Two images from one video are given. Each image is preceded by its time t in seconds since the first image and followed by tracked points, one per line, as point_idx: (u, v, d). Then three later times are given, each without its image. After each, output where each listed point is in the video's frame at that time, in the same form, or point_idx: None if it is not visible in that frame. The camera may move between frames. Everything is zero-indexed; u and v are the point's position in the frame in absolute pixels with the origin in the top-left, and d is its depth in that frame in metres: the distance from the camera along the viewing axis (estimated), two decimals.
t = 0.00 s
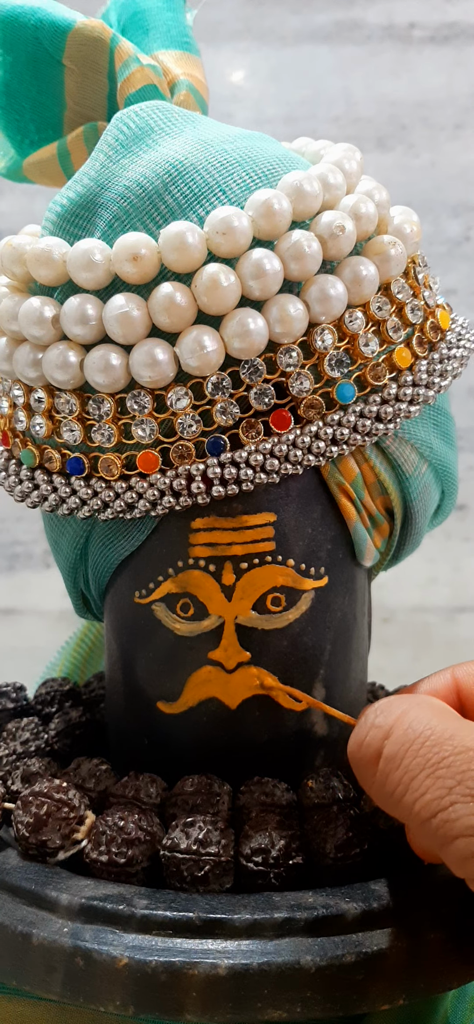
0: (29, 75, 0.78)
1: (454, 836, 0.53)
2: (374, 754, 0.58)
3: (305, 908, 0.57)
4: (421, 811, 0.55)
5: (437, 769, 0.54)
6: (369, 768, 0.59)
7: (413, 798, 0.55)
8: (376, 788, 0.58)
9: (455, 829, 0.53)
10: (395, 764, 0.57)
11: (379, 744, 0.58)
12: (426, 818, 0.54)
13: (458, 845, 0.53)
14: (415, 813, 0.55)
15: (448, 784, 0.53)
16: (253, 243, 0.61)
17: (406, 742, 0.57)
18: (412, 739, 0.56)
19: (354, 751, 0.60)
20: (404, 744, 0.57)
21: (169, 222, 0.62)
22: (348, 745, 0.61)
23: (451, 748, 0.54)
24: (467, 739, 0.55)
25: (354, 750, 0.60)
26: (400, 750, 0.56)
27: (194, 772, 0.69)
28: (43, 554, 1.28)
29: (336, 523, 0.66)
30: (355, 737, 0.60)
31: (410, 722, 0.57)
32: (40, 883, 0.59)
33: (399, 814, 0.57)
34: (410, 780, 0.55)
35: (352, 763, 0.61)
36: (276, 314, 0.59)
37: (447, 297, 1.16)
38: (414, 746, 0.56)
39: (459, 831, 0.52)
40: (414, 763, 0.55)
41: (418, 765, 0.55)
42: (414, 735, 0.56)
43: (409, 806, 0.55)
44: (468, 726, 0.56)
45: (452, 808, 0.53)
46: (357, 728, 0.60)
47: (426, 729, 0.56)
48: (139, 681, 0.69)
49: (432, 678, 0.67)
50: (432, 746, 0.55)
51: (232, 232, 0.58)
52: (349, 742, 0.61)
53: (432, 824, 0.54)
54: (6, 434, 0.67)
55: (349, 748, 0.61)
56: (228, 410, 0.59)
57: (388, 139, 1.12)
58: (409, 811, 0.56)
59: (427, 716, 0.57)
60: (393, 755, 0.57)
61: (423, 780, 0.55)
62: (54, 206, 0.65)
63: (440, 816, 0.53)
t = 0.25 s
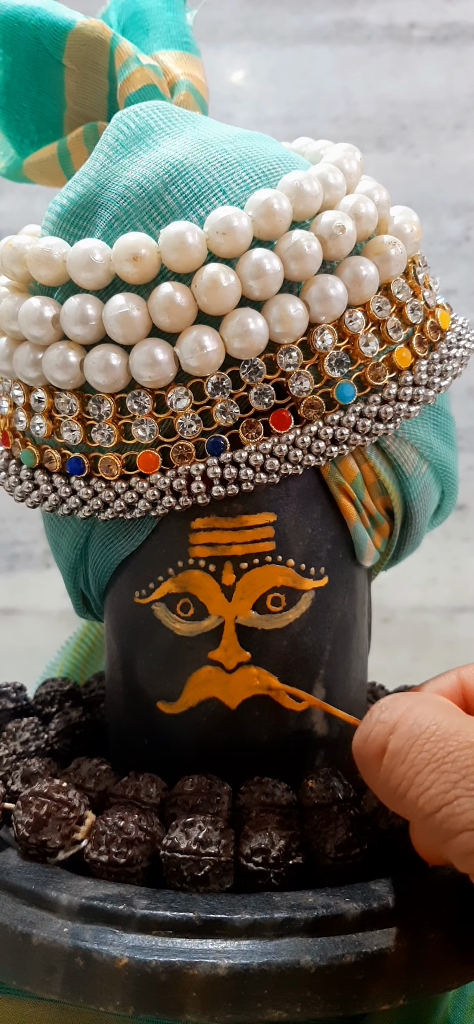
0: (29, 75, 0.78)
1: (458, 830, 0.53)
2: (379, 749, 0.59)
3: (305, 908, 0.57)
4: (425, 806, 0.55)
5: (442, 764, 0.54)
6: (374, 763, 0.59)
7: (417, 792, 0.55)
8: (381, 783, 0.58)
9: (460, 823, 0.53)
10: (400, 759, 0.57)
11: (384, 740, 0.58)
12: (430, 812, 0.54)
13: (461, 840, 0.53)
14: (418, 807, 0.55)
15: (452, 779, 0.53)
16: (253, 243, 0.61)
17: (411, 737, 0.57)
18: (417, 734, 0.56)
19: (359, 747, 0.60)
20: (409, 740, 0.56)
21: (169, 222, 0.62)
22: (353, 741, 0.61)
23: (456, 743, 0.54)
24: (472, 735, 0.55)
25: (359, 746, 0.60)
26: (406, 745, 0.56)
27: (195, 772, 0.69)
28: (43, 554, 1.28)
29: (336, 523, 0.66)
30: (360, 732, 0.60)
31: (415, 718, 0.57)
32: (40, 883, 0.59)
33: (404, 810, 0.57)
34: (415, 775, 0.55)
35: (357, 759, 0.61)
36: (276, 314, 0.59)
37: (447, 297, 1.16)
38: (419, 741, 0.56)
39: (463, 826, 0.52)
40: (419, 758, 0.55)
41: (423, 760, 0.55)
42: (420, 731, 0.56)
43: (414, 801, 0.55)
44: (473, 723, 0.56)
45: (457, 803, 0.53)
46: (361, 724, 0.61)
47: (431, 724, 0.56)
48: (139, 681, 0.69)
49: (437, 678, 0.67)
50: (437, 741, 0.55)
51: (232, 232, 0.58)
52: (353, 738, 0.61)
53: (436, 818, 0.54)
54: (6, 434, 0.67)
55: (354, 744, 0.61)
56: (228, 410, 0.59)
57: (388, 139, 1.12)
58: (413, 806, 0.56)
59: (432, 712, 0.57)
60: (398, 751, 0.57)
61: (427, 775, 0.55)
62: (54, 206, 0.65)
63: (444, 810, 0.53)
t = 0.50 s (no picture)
0: (29, 75, 0.78)
1: (460, 826, 0.53)
2: (379, 745, 0.58)
3: (305, 908, 0.57)
4: (427, 802, 0.55)
5: (444, 761, 0.54)
6: (375, 758, 0.59)
7: (418, 789, 0.55)
8: (381, 778, 0.58)
9: (463, 820, 0.53)
10: (401, 755, 0.56)
11: (385, 736, 0.58)
12: (432, 809, 0.54)
13: (464, 836, 0.53)
14: (420, 803, 0.55)
15: (454, 775, 0.53)
16: (253, 243, 0.61)
17: (411, 734, 0.56)
18: (418, 731, 0.56)
19: (360, 742, 0.60)
20: (410, 736, 0.56)
21: (169, 222, 0.62)
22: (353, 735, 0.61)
23: (457, 740, 0.54)
24: None
25: (360, 741, 0.60)
26: (407, 741, 0.56)
27: (194, 772, 0.69)
28: (43, 554, 1.28)
29: (336, 523, 0.66)
30: (360, 728, 0.60)
31: (416, 714, 0.57)
32: (40, 883, 0.59)
33: (405, 806, 0.57)
34: (416, 771, 0.55)
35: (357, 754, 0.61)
36: (276, 314, 0.59)
37: (447, 297, 1.16)
38: (420, 738, 0.56)
39: (466, 822, 0.53)
40: (420, 755, 0.55)
41: (424, 757, 0.55)
42: (420, 727, 0.56)
43: (415, 798, 0.55)
44: None
45: (459, 799, 0.53)
46: (362, 720, 0.60)
47: (432, 720, 0.56)
48: (139, 681, 0.69)
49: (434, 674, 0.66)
50: (439, 738, 0.55)
51: (232, 232, 0.58)
52: (354, 733, 0.61)
53: (438, 815, 0.54)
54: (6, 434, 0.67)
55: (354, 739, 0.61)
56: (228, 410, 0.59)
57: (388, 139, 1.12)
58: (415, 802, 0.56)
59: (433, 709, 0.57)
60: (399, 747, 0.57)
61: (429, 771, 0.55)
62: (54, 206, 0.65)
63: (446, 807, 0.53)
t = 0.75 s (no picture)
0: (29, 75, 0.78)
1: (455, 826, 0.53)
2: (374, 745, 0.58)
3: (305, 909, 0.57)
4: (422, 802, 0.54)
5: (439, 760, 0.54)
6: (368, 758, 0.59)
7: (413, 789, 0.55)
8: (375, 779, 0.58)
9: (457, 820, 0.52)
10: (395, 754, 0.56)
11: (379, 736, 0.58)
12: (427, 808, 0.54)
13: (459, 836, 0.53)
14: (414, 803, 0.55)
15: (449, 774, 0.53)
16: (253, 243, 0.61)
17: (406, 733, 0.57)
18: (413, 731, 0.56)
19: (353, 742, 0.60)
20: (406, 736, 0.56)
21: (169, 222, 0.62)
22: (346, 736, 0.61)
23: (452, 739, 0.55)
24: (469, 731, 0.55)
25: (353, 741, 0.60)
26: (402, 741, 0.56)
27: (194, 772, 0.69)
28: (43, 554, 1.28)
29: (336, 523, 0.66)
30: (354, 727, 0.60)
31: (411, 714, 0.57)
32: (40, 883, 0.59)
33: (399, 806, 0.57)
34: (410, 771, 0.55)
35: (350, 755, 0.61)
36: (276, 314, 0.59)
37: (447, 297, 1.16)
38: (415, 738, 0.56)
39: (461, 821, 0.52)
40: (415, 754, 0.55)
41: (419, 756, 0.55)
42: (416, 727, 0.56)
43: (410, 797, 0.55)
44: (469, 719, 0.56)
45: (454, 798, 0.53)
46: (356, 720, 0.60)
47: (427, 720, 0.56)
48: (139, 681, 0.69)
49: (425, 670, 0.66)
50: (433, 737, 0.55)
51: (232, 232, 0.58)
52: (348, 733, 0.61)
53: (433, 815, 0.54)
54: (6, 434, 0.67)
55: (347, 739, 0.61)
56: (228, 410, 0.59)
57: (388, 139, 1.12)
58: (409, 802, 0.55)
59: (427, 709, 0.57)
60: (393, 746, 0.57)
61: (424, 771, 0.55)
62: (54, 206, 0.65)
63: (441, 806, 0.53)
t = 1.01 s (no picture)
0: (29, 75, 0.78)
1: (453, 823, 0.53)
2: (374, 744, 0.58)
3: (305, 909, 0.57)
4: (420, 800, 0.54)
5: (438, 758, 0.54)
6: (368, 757, 0.59)
7: (412, 787, 0.55)
8: (375, 777, 0.58)
9: (455, 817, 0.53)
10: (395, 753, 0.56)
11: (379, 735, 0.58)
12: (425, 806, 0.54)
13: (457, 832, 0.53)
14: (413, 801, 0.55)
15: (448, 772, 0.54)
16: (253, 243, 0.61)
17: (406, 732, 0.56)
18: (412, 729, 0.56)
19: (354, 740, 0.60)
20: (405, 734, 0.56)
21: (169, 222, 0.62)
22: (346, 734, 0.61)
23: (451, 737, 0.55)
24: (468, 729, 0.55)
25: (353, 739, 0.60)
26: (401, 739, 0.56)
27: (194, 772, 0.69)
28: (43, 554, 1.28)
29: (336, 523, 0.66)
30: (354, 726, 0.60)
31: (410, 712, 0.57)
32: (40, 883, 0.59)
33: (397, 804, 0.57)
34: (410, 769, 0.55)
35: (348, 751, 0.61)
36: (276, 314, 0.59)
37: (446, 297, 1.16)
38: (414, 736, 0.56)
39: (459, 818, 0.53)
40: (415, 752, 0.55)
41: (418, 754, 0.55)
42: (414, 725, 0.56)
43: (409, 795, 0.55)
44: (468, 717, 0.56)
45: (453, 796, 0.53)
46: (356, 718, 0.60)
47: (426, 718, 0.56)
48: (138, 681, 0.69)
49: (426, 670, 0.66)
50: (433, 735, 0.55)
51: (232, 232, 0.58)
52: (348, 732, 0.61)
53: (431, 812, 0.54)
54: (6, 434, 0.67)
55: (347, 738, 0.60)
56: (228, 410, 0.59)
57: (388, 139, 1.12)
58: (408, 801, 0.55)
59: (427, 707, 0.57)
60: (393, 744, 0.57)
61: (423, 769, 0.55)
62: (54, 206, 0.65)
63: (440, 804, 0.53)
